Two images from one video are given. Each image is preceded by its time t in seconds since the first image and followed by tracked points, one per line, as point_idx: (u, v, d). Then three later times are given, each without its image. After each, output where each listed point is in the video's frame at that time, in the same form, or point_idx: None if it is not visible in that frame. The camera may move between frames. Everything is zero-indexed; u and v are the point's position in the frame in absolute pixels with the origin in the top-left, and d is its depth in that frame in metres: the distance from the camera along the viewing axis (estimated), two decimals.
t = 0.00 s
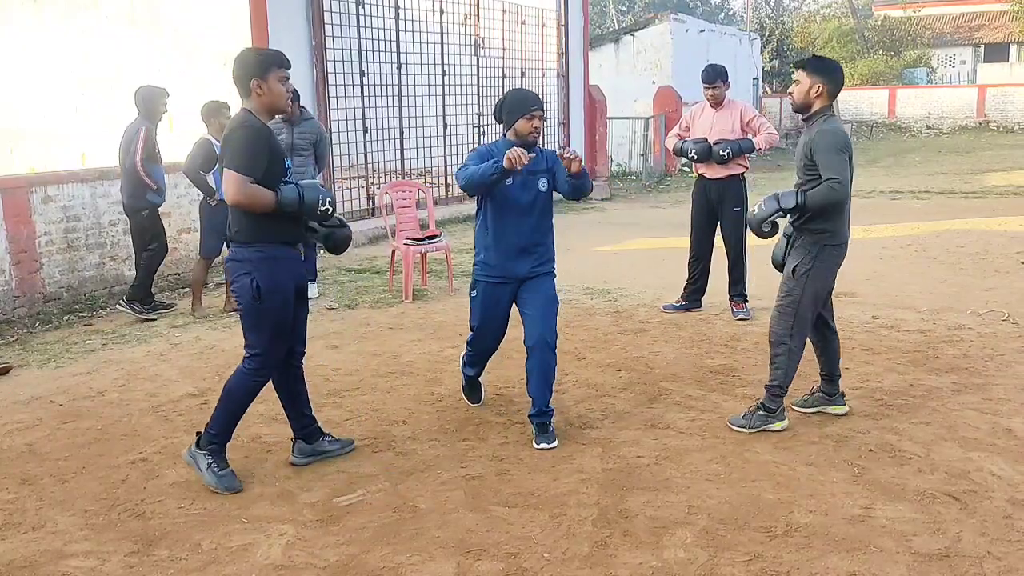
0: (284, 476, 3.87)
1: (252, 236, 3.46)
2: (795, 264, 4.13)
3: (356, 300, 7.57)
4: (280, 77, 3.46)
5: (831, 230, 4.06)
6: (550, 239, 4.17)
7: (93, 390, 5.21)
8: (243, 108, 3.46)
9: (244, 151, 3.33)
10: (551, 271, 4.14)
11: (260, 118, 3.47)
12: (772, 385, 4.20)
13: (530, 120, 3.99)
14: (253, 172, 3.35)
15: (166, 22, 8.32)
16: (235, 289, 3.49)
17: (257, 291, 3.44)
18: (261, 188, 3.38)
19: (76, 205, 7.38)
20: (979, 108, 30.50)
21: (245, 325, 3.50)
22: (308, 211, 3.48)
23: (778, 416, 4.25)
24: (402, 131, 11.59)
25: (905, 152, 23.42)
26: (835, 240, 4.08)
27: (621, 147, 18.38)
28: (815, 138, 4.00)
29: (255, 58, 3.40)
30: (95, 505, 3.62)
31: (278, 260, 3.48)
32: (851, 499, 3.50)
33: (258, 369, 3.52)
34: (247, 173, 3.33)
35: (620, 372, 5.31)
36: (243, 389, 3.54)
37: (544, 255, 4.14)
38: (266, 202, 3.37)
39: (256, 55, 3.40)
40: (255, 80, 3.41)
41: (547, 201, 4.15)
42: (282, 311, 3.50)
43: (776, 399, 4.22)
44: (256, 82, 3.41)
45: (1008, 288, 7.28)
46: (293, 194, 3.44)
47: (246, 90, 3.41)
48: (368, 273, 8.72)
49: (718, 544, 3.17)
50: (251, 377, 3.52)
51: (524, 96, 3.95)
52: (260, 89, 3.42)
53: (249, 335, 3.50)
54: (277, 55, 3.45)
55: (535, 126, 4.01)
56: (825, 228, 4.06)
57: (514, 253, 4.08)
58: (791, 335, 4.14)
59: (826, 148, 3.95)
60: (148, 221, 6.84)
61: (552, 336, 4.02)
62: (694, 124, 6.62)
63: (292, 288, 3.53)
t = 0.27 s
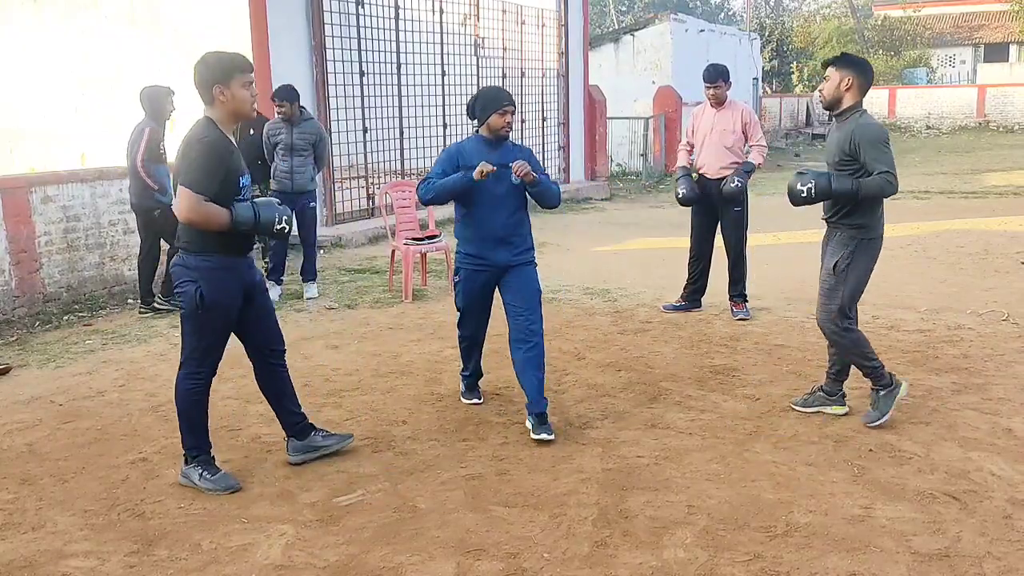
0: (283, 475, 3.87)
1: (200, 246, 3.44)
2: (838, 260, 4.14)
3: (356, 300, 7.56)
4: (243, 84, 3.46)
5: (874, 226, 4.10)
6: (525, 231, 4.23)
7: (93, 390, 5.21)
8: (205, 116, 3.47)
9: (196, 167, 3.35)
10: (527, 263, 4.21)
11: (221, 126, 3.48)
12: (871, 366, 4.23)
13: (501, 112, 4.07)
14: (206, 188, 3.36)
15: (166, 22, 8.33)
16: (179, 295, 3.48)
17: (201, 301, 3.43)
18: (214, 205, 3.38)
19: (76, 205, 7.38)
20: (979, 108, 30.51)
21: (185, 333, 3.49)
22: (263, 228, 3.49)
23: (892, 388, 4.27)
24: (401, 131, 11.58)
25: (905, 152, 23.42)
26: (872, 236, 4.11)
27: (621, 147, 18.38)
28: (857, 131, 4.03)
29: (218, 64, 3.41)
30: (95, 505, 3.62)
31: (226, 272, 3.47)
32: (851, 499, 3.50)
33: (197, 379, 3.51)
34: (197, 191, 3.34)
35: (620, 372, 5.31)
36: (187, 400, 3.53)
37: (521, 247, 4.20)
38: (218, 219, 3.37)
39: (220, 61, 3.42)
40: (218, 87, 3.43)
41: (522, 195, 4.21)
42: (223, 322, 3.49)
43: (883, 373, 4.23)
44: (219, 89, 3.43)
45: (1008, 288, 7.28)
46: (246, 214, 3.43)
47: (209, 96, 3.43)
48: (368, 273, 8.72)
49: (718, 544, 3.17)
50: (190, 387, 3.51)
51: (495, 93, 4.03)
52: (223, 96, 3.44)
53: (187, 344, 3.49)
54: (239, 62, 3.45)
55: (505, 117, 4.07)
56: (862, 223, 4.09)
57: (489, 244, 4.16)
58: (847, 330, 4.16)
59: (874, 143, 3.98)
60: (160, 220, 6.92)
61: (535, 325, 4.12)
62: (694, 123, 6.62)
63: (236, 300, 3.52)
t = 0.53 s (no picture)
0: (283, 476, 3.87)
1: (164, 248, 3.43)
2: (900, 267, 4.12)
3: (355, 300, 7.56)
4: (204, 84, 3.43)
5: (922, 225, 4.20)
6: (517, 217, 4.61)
7: (93, 390, 5.21)
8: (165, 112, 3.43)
9: (148, 166, 3.30)
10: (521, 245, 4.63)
11: (180, 125, 3.44)
12: (942, 376, 4.18)
13: (487, 101, 4.49)
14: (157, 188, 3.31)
15: (166, 22, 8.32)
16: (152, 300, 3.46)
17: (174, 301, 3.42)
18: (163, 207, 3.33)
19: (76, 205, 7.38)
20: (979, 108, 30.52)
21: (162, 337, 3.48)
22: (214, 233, 3.44)
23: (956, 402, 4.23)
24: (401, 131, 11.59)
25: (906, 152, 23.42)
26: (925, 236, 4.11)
27: (621, 147, 18.38)
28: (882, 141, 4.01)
29: (180, 60, 3.38)
30: (95, 505, 3.62)
31: (193, 272, 3.46)
32: (851, 499, 3.50)
33: (181, 379, 3.52)
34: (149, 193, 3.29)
35: (620, 372, 5.30)
36: (174, 402, 3.53)
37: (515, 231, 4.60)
38: (166, 222, 3.31)
39: (183, 58, 3.38)
40: (180, 84, 3.39)
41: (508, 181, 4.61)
42: (200, 320, 3.49)
43: (952, 387, 4.20)
44: (181, 88, 3.39)
45: (1009, 288, 7.29)
46: (196, 218, 3.38)
47: (170, 93, 3.39)
48: (367, 273, 8.72)
49: (718, 544, 3.17)
50: (175, 388, 3.52)
51: (479, 85, 4.45)
52: (183, 94, 3.40)
53: (166, 348, 3.49)
54: (201, 62, 3.42)
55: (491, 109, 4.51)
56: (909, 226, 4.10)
57: (488, 228, 4.53)
58: (925, 333, 4.12)
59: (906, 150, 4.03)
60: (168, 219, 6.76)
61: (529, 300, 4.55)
62: (693, 123, 6.62)
63: (208, 296, 3.51)
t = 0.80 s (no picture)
0: (283, 475, 3.87)
1: (129, 250, 3.41)
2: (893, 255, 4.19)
3: (355, 300, 7.55)
4: (156, 84, 3.39)
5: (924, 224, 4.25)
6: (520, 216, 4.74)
7: (93, 390, 5.21)
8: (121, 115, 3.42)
9: (99, 165, 3.30)
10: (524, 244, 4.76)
11: (135, 126, 3.42)
12: (936, 372, 4.18)
13: (497, 103, 4.56)
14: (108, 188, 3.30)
15: (166, 22, 8.32)
16: (125, 306, 3.42)
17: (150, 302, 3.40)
18: (117, 205, 3.31)
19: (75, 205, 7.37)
20: (979, 107, 30.53)
21: (141, 341, 3.45)
22: (170, 230, 3.40)
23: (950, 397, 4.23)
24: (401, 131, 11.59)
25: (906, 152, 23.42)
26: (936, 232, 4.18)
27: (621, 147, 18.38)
28: (926, 144, 3.95)
29: (132, 63, 3.35)
30: (95, 505, 3.62)
31: (158, 271, 3.44)
32: (850, 499, 3.50)
33: (167, 380, 3.51)
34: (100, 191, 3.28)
35: (620, 372, 5.30)
36: (162, 403, 3.52)
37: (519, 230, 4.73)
38: (117, 220, 3.29)
39: (135, 61, 3.36)
40: (132, 87, 3.36)
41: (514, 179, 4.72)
42: (177, 317, 3.49)
43: (944, 383, 4.20)
44: (132, 89, 3.37)
45: (1008, 288, 7.29)
46: (148, 215, 3.35)
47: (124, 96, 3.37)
48: (367, 273, 8.72)
49: (718, 544, 3.17)
50: (162, 389, 3.51)
51: (489, 86, 4.53)
52: (137, 96, 3.37)
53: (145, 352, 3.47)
54: (153, 62, 3.39)
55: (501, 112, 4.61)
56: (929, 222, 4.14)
57: (493, 226, 4.66)
58: (914, 326, 4.13)
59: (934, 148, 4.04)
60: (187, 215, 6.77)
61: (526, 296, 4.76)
62: (693, 123, 6.62)
63: (179, 293, 3.51)
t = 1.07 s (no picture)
0: (283, 476, 3.87)
1: (79, 251, 3.41)
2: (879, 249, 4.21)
3: (355, 300, 7.55)
4: (132, 87, 3.40)
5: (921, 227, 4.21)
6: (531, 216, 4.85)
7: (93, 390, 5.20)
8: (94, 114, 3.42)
9: (70, 158, 3.30)
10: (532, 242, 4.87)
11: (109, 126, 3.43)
12: (865, 373, 4.24)
13: (513, 106, 4.64)
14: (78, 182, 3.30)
15: (166, 22, 8.31)
16: (81, 310, 3.41)
17: (103, 298, 3.38)
18: (87, 198, 3.32)
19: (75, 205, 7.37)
20: (979, 107, 30.53)
21: (107, 340, 3.43)
22: (134, 227, 3.41)
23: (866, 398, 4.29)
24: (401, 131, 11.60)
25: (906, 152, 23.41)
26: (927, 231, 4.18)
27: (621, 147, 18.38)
28: (919, 148, 3.95)
29: (108, 64, 3.36)
30: (94, 505, 3.62)
31: (111, 268, 3.44)
32: (850, 499, 3.50)
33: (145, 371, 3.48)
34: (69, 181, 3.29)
35: (620, 372, 5.30)
36: (139, 397, 3.49)
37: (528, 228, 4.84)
38: (85, 212, 3.29)
39: (112, 62, 3.36)
40: (106, 88, 3.37)
41: (527, 181, 4.83)
42: (136, 308, 3.47)
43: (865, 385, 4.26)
44: (107, 91, 3.37)
45: (1008, 288, 7.28)
46: (115, 209, 3.35)
47: (99, 96, 3.37)
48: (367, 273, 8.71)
49: (718, 544, 3.17)
50: (140, 382, 3.48)
51: (507, 89, 4.60)
52: (111, 97, 3.38)
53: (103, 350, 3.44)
54: (129, 64, 3.39)
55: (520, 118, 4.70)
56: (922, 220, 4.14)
57: (502, 224, 4.77)
58: (875, 321, 4.18)
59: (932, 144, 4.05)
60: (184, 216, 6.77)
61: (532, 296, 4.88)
62: (693, 123, 6.62)
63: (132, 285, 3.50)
